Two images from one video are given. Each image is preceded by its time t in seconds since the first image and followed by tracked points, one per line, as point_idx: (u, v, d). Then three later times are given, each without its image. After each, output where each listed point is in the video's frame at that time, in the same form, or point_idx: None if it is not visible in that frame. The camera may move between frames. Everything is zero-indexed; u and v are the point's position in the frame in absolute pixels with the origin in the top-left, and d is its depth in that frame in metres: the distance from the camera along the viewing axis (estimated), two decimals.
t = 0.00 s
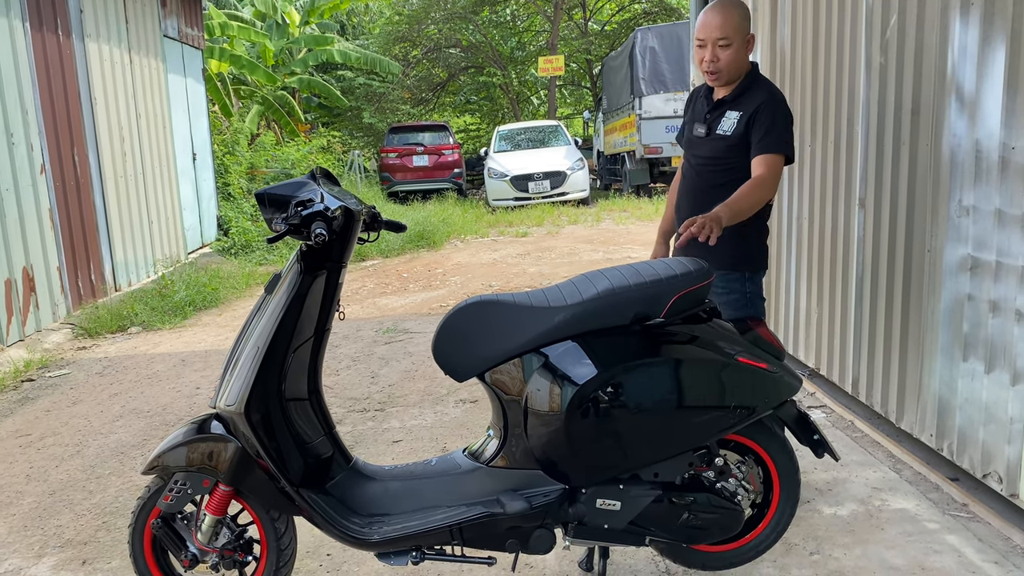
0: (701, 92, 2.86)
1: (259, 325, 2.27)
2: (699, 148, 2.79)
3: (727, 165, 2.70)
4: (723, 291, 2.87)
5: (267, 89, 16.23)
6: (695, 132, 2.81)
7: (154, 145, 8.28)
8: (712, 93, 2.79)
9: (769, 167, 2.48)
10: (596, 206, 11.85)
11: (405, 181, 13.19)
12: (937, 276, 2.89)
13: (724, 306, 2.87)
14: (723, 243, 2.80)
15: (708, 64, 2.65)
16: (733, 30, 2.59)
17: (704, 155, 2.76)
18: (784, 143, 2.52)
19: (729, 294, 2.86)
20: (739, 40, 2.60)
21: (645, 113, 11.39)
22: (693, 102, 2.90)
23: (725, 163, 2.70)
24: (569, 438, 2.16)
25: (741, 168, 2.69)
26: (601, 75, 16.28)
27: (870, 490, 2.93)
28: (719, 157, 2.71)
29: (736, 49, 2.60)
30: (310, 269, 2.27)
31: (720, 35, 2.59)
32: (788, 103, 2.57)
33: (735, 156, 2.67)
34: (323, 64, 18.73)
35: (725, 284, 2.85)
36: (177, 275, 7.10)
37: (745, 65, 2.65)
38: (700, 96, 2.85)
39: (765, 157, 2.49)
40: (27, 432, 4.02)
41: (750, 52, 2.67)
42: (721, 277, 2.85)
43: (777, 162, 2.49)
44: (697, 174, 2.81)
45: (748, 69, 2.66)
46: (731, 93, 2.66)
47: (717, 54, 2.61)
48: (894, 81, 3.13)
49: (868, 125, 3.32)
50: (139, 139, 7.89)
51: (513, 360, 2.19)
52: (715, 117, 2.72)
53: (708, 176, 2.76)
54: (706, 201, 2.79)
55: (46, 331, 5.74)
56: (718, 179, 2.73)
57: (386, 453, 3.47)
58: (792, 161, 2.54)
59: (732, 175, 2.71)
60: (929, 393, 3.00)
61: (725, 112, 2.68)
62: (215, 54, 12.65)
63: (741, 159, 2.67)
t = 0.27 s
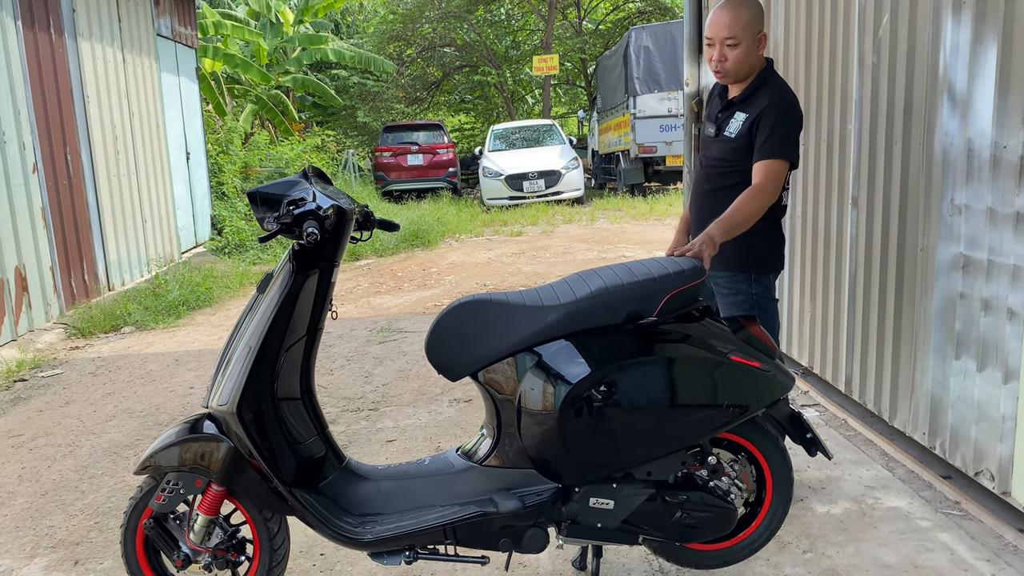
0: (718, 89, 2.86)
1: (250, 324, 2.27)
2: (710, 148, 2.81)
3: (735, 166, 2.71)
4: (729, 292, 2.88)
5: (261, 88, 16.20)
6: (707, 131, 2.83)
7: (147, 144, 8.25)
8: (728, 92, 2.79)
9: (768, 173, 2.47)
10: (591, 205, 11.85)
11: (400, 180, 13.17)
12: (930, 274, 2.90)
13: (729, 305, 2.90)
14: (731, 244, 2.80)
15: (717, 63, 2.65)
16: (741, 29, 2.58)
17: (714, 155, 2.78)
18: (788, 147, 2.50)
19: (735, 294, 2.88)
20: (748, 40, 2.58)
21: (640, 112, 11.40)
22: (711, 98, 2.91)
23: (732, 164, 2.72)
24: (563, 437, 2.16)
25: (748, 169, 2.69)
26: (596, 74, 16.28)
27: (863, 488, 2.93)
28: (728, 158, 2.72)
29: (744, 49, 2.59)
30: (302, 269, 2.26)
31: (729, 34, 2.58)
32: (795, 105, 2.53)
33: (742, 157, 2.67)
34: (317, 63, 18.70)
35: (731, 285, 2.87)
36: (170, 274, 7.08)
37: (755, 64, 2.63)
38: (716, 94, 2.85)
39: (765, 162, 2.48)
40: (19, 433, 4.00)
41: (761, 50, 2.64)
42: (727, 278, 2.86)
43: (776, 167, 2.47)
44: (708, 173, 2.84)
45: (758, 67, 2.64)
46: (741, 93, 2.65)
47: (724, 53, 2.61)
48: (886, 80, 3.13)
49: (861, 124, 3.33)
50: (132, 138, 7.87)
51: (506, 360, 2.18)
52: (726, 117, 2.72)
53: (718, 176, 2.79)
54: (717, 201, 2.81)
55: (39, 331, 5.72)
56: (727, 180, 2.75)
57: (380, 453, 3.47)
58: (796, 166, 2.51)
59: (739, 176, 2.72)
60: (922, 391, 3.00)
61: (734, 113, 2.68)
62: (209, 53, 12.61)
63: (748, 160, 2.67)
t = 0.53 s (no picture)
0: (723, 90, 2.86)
1: (246, 323, 2.26)
2: (715, 148, 2.82)
3: (739, 167, 2.72)
4: (732, 291, 2.87)
5: (256, 87, 16.16)
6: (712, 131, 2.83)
7: (142, 143, 8.22)
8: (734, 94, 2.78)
9: (768, 181, 2.47)
10: (586, 204, 11.85)
11: (395, 179, 13.15)
12: (924, 273, 2.90)
13: (732, 303, 2.89)
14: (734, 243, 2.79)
15: (717, 66, 2.67)
16: (740, 32, 2.58)
17: (719, 156, 2.78)
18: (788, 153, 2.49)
19: (738, 293, 2.86)
20: (747, 43, 2.58)
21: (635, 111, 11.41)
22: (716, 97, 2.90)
23: (736, 165, 2.72)
24: (558, 436, 2.16)
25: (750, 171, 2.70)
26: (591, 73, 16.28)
27: (858, 487, 2.94)
28: (731, 159, 2.73)
29: (742, 52, 2.59)
30: (297, 268, 2.25)
31: (727, 37, 2.59)
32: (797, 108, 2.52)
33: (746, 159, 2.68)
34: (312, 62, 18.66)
35: (733, 284, 2.86)
36: (164, 273, 7.06)
37: (755, 67, 2.63)
38: (722, 95, 2.85)
39: (765, 171, 2.48)
40: (13, 432, 3.99)
41: (762, 53, 2.63)
42: (729, 276, 2.85)
43: (776, 175, 2.47)
44: (713, 173, 2.84)
45: (759, 70, 2.64)
46: (743, 96, 2.64)
47: (723, 56, 2.63)
48: (881, 79, 3.14)
49: (856, 123, 3.34)
50: (126, 137, 7.84)
51: (502, 359, 2.18)
52: (728, 118, 2.72)
53: (722, 177, 2.80)
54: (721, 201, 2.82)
55: (33, 331, 5.69)
56: (730, 181, 2.77)
57: (375, 452, 3.46)
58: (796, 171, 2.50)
59: (743, 177, 2.73)
60: (917, 390, 3.01)
61: (737, 115, 2.67)
62: (203, 51, 12.58)
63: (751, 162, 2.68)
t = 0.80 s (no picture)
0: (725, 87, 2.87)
1: (244, 323, 2.26)
2: (715, 145, 2.83)
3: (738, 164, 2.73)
4: (729, 290, 2.88)
5: (253, 86, 16.14)
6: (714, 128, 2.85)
7: (139, 142, 8.21)
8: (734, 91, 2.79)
9: (765, 173, 2.48)
10: (583, 204, 11.85)
11: (392, 179, 13.14)
12: (922, 272, 2.91)
13: (730, 301, 2.90)
14: (731, 240, 2.80)
15: (715, 64, 2.68)
16: (737, 31, 2.59)
17: (719, 153, 2.80)
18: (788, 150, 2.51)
19: (735, 291, 2.87)
20: (743, 41, 2.59)
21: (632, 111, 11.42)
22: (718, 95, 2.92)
23: (735, 162, 2.73)
24: (557, 435, 2.16)
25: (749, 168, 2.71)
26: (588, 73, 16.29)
27: (855, 486, 2.95)
28: (731, 156, 2.74)
29: (740, 50, 2.60)
30: (296, 267, 2.25)
31: (723, 36, 2.60)
32: (797, 106, 2.53)
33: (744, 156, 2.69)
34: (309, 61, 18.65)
35: (730, 281, 2.87)
36: (161, 273, 7.04)
37: (753, 64, 2.64)
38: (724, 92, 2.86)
39: (761, 163, 2.49)
40: (10, 432, 3.98)
41: (761, 50, 2.64)
42: (727, 275, 2.86)
43: (773, 168, 2.48)
44: (712, 171, 2.85)
45: (757, 68, 2.65)
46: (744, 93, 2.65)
47: (720, 55, 2.64)
48: (879, 79, 3.15)
49: (853, 123, 3.34)
50: (123, 136, 7.83)
51: (501, 358, 2.18)
52: (730, 115, 2.73)
53: (721, 174, 2.80)
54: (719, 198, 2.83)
55: (30, 330, 5.68)
56: (728, 179, 2.78)
57: (373, 452, 3.46)
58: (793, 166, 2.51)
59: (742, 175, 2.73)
60: (914, 390, 3.02)
61: (738, 112, 2.69)
62: (200, 51, 12.57)
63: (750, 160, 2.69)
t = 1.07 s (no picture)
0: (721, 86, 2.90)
1: (244, 322, 2.26)
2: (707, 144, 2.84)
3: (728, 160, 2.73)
4: (723, 286, 2.88)
5: (253, 86, 16.14)
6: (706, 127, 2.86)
7: (138, 142, 8.21)
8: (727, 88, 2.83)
9: (747, 152, 2.49)
10: (583, 204, 11.86)
11: (392, 178, 13.14)
12: (921, 273, 2.91)
13: (724, 299, 2.89)
14: (726, 239, 2.81)
15: (706, 60, 2.75)
16: (725, 27, 2.65)
17: (710, 151, 2.80)
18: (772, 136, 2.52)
19: (729, 287, 2.87)
20: (731, 36, 2.65)
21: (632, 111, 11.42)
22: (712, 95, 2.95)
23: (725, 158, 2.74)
24: (556, 435, 2.17)
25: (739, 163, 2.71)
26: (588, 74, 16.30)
27: (855, 486, 2.95)
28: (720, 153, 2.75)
29: (727, 45, 2.66)
30: (296, 267, 2.25)
31: (712, 32, 2.66)
32: (780, 99, 2.55)
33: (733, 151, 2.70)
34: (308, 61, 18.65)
35: (724, 278, 2.87)
36: (161, 272, 7.04)
37: (742, 61, 2.69)
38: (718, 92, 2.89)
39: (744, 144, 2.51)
40: (10, 432, 3.98)
41: (750, 46, 2.68)
42: (720, 272, 2.87)
43: (754, 149, 2.49)
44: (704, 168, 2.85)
45: (748, 64, 2.69)
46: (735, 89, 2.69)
47: (710, 50, 2.70)
48: (879, 80, 3.15)
49: (853, 124, 3.35)
50: (123, 136, 7.83)
51: (500, 358, 2.19)
52: (722, 113, 2.76)
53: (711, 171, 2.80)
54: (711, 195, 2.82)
55: (29, 330, 5.68)
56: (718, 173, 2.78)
57: (373, 452, 3.46)
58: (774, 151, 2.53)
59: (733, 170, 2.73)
60: (913, 390, 3.02)
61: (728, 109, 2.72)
62: (200, 50, 12.56)
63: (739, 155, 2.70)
